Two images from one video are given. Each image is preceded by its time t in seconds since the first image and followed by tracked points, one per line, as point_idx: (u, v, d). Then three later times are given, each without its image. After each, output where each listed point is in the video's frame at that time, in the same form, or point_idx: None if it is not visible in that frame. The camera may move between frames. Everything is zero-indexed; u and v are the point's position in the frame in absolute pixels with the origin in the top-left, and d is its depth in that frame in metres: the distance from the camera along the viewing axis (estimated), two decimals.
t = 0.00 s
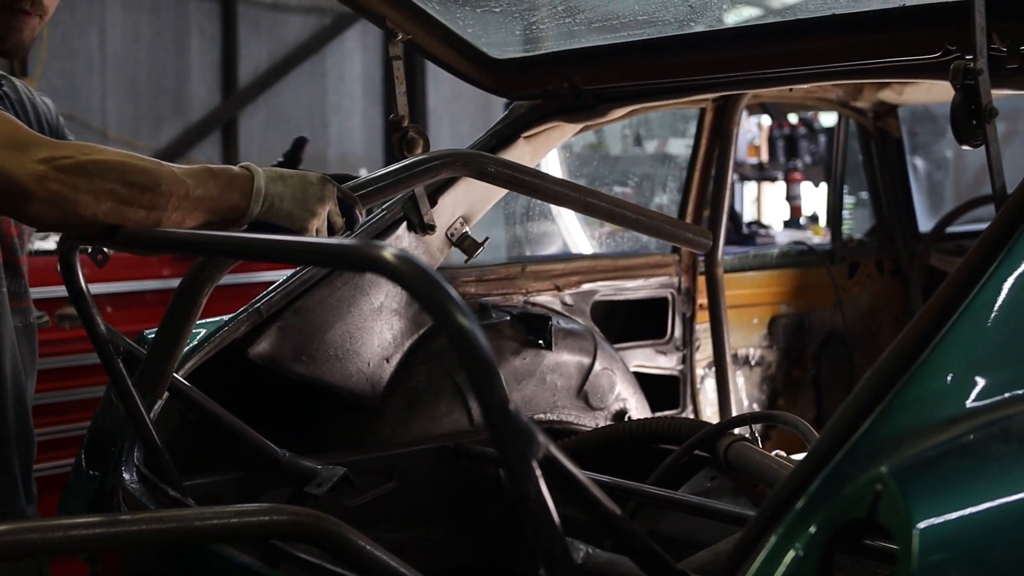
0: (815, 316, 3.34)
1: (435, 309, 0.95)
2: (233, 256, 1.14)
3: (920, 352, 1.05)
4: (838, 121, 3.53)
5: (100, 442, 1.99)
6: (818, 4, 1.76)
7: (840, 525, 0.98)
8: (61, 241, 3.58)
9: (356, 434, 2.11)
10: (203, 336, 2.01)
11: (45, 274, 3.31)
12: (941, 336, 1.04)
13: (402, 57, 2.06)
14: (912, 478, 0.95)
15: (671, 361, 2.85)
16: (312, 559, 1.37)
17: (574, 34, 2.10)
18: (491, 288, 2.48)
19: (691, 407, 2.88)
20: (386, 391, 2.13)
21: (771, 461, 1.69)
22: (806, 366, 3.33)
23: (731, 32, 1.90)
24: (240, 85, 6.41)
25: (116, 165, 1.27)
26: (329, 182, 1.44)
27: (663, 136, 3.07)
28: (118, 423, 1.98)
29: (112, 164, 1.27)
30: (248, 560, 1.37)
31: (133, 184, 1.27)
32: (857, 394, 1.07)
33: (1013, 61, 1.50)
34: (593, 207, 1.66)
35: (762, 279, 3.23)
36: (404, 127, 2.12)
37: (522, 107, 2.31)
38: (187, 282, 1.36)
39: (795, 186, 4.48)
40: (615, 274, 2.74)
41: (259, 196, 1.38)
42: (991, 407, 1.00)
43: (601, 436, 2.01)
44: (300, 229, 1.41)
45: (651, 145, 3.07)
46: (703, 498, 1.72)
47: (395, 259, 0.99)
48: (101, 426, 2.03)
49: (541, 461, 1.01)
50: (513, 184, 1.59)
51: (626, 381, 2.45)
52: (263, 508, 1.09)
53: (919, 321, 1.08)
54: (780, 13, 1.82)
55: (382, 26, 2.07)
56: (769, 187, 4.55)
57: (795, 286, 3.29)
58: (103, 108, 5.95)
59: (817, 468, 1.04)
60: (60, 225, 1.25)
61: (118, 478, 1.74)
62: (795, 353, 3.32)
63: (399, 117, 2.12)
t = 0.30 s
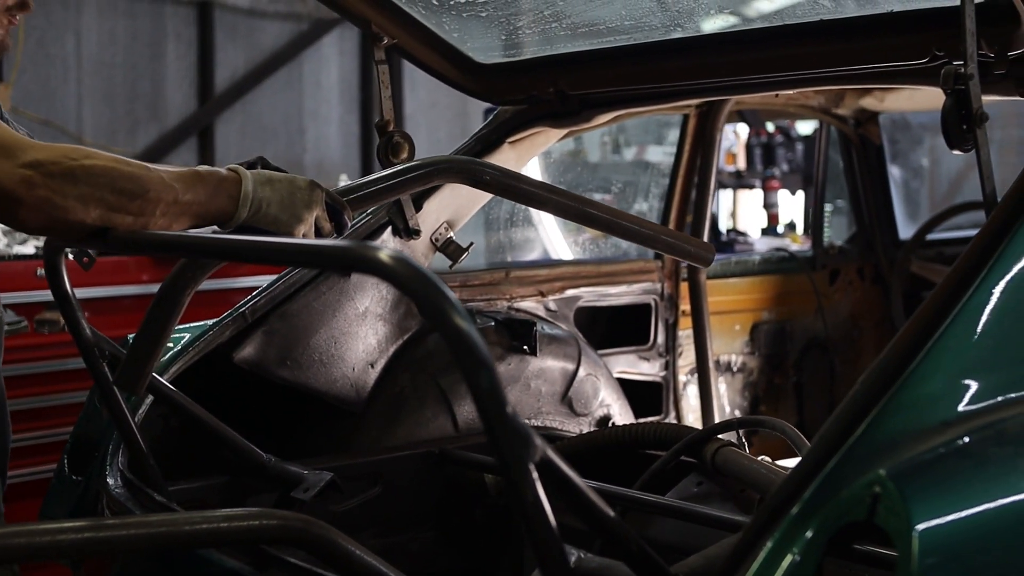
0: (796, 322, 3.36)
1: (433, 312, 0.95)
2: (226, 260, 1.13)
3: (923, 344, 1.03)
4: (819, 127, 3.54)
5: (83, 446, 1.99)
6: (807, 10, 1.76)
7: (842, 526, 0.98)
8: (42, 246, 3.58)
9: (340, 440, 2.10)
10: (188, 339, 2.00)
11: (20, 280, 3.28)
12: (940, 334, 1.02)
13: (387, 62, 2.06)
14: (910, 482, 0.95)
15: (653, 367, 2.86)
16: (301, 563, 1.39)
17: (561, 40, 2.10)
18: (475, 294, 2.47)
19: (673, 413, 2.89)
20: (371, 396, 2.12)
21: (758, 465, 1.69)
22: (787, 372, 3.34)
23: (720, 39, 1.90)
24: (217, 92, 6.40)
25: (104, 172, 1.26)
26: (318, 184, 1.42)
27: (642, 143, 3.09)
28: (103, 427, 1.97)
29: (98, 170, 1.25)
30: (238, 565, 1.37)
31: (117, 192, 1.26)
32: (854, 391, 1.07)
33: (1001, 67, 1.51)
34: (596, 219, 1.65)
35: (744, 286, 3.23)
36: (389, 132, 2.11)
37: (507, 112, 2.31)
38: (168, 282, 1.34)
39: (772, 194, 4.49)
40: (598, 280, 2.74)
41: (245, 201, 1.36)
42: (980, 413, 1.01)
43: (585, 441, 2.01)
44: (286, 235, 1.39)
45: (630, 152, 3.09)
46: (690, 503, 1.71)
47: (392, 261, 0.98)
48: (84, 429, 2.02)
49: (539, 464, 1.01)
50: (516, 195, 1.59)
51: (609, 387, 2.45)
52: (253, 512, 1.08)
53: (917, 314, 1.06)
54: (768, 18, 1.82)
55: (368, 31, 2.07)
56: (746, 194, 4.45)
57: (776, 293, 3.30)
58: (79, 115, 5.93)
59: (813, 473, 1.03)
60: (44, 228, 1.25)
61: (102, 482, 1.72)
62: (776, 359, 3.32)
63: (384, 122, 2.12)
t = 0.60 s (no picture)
0: (787, 328, 3.36)
1: (445, 310, 0.95)
2: (231, 258, 1.12)
3: (930, 347, 1.02)
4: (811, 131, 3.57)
5: (75, 449, 1.97)
6: (810, 13, 1.76)
7: (854, 526, 0.98)
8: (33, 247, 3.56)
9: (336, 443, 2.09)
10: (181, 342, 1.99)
11: (9, 282, 3.27)
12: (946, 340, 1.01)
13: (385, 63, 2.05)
14: (925, 481, 0.94)
15: (646, 372, 2.86)
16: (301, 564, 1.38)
17: (561, 41, 2.10)
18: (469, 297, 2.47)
19: (665, 418, 2.89)
20: (365, 398, 2.12)
21: (758, 468, 1.69)
22: (778, 378, 3.34)
23: (720, 42, 1.90)
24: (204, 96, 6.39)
25: (103, 170, 1.25)
26: (317, 184, 1.39)
27: (630, 150, 3.10)
28: (96, 429, 1.95)
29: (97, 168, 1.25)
30: (239, 566, 1.36)
31: (117, 189, 1.25)
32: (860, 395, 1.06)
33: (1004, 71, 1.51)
34: (591, 227, 1.64)
35: (736, 291, 3.24)
36: (387, 134, 2.11)
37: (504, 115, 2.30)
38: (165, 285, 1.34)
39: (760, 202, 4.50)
40: (591, 284, 2.74)
41: (245, 201, 1.34)
42: (991, 415, 1.01)
43: (580, 446, 1.99)
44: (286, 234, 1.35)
45: (618, 158, 3.09)
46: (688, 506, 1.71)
47: (403, 259, 0.98)
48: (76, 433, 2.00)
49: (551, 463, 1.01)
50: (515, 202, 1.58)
51: (603, 391, 2.45)
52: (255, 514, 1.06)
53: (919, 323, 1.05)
54: (771, 21, 1.82)
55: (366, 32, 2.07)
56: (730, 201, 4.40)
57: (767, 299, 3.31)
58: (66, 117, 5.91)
59: (824, 475, 1.03)
60: (45, 228, 1.24)
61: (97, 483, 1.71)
62: (767, 364, 3.33)
63: (382, 124, 2.11)
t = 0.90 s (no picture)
0: (780, 333, 3.36)
1: (460, 313, 0.94)
2: (235, 264, 1.11)
3: (937, 347, 1.01)
4: (801, 135, 3.57)
5: (71, 463, 1.95)
6: (809, 14, 1.76)
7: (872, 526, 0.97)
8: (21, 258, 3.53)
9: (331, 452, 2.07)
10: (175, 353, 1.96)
11: None
12: (952, 344, 1.01)
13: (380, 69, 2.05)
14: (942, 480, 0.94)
15: (641, 378, 2.86)
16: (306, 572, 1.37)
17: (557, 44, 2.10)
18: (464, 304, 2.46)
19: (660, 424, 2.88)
20: (362, 407, 2.11)
21: (762, 471, 1.67)
22: (771, 384, 3.34)
23: (717, 45, 1.89)
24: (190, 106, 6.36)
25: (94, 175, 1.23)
26: (313, 178, 1.35)
27: (617, 156, 3.09)
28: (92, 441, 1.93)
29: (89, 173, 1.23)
30: None
31: (109, 191, 1.22)
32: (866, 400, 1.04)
33: (1004, 70, 1.51)
34: (598, 203, 1.60)
35: (728, 296, 3.24)
36: (382, 140, 2.10)
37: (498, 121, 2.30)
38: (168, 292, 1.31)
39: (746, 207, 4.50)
40: (586, 290, 2.73)
41: (241, 198, 1.31)
42: (1001, 413, 1.02)
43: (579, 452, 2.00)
44: (288, 226, 1.31)
45: (605, 165, 3.08)
46: (691, 510, 1.70)
47: (415, 262, 0.97)
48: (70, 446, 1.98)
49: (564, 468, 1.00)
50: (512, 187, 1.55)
51: (599, 398, 2.45)
52: (257, 523, 1.04)
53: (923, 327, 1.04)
54: (768, 23, 1.82)
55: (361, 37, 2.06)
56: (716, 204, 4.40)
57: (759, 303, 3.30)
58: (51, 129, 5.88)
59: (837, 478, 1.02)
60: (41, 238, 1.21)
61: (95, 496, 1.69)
62: (760, 369, 3.32)
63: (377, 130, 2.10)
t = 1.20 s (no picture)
0: (767, 357, 3.36)
1: (459, 329, 0.93)
2: (231, 280, 1.10)
3: (929, 372, 0.99)
4: (790, 161, 3.57)
5: (58, 484, 1.93)
6: (801, 36, 1.75)
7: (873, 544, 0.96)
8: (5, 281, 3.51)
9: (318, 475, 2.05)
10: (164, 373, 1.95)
11: None
12: (946, 366, 0.98)
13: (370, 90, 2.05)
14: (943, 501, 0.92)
15: (630, 402, 2.86)
16: None
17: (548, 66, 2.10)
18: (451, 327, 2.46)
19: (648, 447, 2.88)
20: (351, 430, 2.09)
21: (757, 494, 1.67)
22: (759, 408, 3.34)
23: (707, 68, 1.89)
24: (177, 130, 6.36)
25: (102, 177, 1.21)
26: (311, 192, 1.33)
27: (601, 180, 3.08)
28: (79, 462, 1.91)
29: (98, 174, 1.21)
30: None
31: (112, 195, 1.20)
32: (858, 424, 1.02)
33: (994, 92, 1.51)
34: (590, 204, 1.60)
35: (716, 320, 3.23)
36: (373, 161, 2.09)
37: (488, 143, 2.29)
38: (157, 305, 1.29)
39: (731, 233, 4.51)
40: (574, 314, 2.73)
41: (240, 209, 1.28)
42: (999, 430, 1.03)
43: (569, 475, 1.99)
44: (284, 241, 1.28)
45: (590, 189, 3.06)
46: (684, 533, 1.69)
47: (413, 277, 0.96)
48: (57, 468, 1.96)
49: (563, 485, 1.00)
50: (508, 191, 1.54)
51: (588, 421, 2.44)
52: (249, 544, 1.02)
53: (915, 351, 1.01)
54: (759, 46, 1.81)
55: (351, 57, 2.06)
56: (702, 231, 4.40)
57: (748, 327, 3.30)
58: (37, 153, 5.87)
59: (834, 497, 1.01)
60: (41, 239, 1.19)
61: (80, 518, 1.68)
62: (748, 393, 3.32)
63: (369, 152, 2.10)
